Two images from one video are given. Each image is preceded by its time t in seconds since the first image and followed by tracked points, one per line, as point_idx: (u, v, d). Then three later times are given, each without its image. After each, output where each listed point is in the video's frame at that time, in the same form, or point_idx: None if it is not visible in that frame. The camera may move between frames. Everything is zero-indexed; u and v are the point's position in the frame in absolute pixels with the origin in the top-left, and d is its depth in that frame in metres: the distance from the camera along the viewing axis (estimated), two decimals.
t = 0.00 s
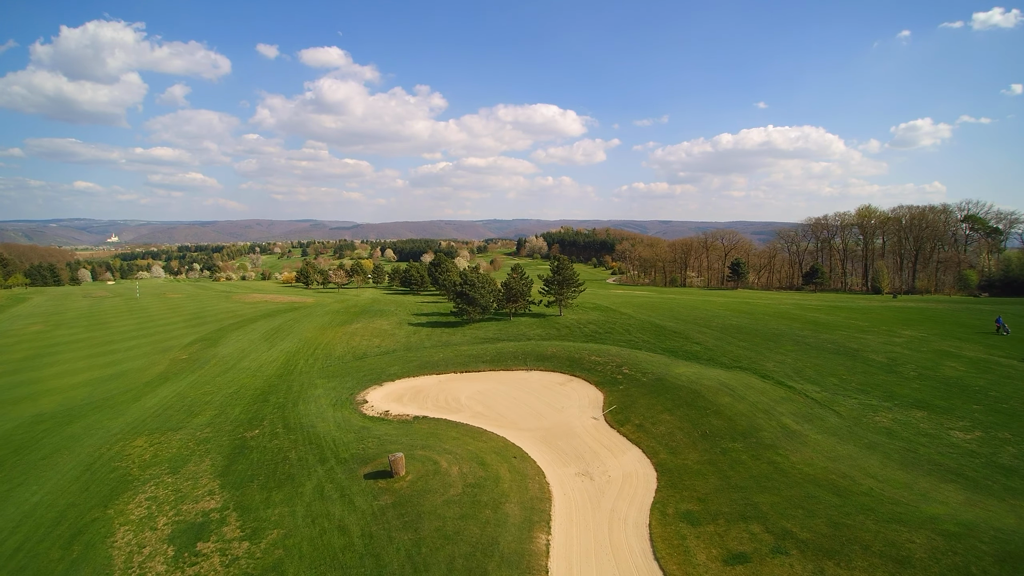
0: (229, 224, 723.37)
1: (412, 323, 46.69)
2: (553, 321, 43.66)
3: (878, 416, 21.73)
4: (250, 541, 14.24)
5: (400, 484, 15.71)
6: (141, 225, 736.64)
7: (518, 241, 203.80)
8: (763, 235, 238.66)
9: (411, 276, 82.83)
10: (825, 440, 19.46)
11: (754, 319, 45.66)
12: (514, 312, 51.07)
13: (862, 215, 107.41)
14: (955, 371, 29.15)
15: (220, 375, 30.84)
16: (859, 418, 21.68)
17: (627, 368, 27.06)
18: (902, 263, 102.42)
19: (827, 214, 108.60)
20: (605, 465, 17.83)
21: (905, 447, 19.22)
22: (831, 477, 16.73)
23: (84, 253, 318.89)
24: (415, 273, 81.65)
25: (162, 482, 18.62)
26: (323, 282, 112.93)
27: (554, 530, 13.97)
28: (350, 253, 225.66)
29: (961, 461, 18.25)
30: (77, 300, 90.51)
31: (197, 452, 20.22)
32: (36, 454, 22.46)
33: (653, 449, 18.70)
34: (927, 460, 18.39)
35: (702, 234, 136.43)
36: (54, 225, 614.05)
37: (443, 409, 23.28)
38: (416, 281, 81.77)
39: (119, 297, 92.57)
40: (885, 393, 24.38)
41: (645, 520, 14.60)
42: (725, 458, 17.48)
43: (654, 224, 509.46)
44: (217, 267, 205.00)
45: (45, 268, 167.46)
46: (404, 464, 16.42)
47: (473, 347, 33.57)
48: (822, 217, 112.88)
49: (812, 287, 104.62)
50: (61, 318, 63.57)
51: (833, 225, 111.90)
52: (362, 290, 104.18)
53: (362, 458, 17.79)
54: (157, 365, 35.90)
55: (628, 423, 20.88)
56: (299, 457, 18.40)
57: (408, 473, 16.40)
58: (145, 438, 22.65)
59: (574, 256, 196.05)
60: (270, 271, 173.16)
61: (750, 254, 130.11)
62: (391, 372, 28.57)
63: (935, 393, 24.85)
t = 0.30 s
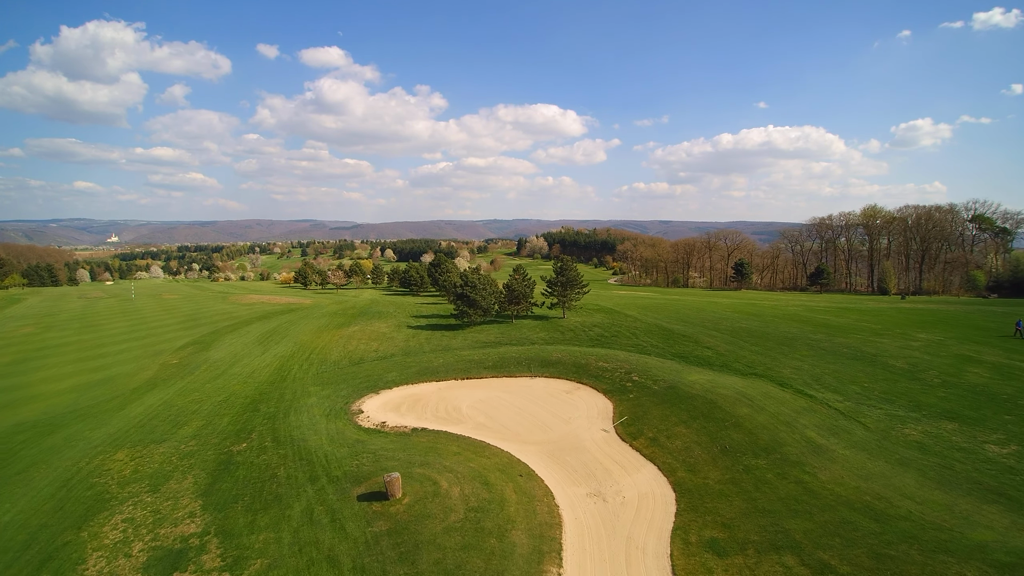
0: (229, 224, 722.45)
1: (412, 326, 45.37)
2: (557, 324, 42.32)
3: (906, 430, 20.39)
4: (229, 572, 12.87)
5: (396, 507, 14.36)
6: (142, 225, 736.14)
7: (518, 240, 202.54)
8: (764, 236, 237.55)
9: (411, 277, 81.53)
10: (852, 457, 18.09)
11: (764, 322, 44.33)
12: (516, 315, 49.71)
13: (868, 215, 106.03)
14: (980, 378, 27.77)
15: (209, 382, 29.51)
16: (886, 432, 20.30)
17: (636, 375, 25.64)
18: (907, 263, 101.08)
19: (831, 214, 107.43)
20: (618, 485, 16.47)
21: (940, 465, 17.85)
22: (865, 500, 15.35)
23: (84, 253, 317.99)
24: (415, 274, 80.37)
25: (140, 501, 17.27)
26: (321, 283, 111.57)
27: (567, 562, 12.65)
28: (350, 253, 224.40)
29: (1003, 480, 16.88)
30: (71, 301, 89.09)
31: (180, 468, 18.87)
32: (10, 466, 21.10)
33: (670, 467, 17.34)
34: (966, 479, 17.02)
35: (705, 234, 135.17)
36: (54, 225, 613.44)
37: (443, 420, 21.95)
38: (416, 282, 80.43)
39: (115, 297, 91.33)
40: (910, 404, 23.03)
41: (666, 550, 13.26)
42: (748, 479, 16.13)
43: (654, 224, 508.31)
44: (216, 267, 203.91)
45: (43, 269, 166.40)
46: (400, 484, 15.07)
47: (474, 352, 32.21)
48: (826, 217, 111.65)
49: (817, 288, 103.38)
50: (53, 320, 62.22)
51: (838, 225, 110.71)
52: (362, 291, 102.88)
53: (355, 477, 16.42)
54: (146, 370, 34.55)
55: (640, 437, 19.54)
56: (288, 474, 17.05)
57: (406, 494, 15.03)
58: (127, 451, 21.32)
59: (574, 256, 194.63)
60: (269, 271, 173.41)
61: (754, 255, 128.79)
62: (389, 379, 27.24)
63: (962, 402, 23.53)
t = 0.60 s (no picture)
0: (229, 224, 721.38)
1: (411, 330, 44.07)
2: (561, 327, 41.01)
3: (939, 445, 19.07)
4: None
5: (392, 536, 13.04)
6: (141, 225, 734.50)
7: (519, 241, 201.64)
8: (766, 236, 236.14)
9: (411, 278, 80.22)
10: (885, 475, 16.74)
11: (774, 325, 43.01)
12: (519, 318, 48.39)
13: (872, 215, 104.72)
14: (1007, 385, 26.42)
15: (199, 389, 28.19)
16: (917, 447, 18.95)
17: (646, 383, 24.29)
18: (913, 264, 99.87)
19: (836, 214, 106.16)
20: (634, 508, 15.15)
21: (980, 485, 16.52)
22: (906, 525, 14.00)
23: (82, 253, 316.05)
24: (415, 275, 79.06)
25: (117, 524, 15.90)
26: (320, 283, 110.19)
27: None
28: (350, 253, 223.06)
29: None
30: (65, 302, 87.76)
31: (161, 487, 17.55)
32: None
33: (690, 488, 16.02)
34: (1010, 501, 15.68)
35: (707, 234, 133.89)
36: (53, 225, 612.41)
37: (443, 432, 20.64)
38: (416, 283, 79.10)
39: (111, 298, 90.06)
40: (939, 415, 21.68)
41: None
42: (777, 503, 14.81)
43: (654, 224, 506.99)
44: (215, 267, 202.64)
45: (41, 269, 165.14)
46: (397, 510, 13.73)
47: (476, 358, 30.90)
48: (831, 217, 110.35)
49: (822, 289, 102.14)
50: (45, 322, 60.87)
51: (842, 226, 109.44)
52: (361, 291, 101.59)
53: (348, 499, 15.11)
54: (134, 376, 33.19)
55: (655, 452, 18.22)
56: (276, 495, 15.74)
57: (403, 520, 13.71)
58: (107, 466, 19.99)
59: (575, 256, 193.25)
60: (268, 272, 172.06)
61: (757, 255, 127.50)
62: (386, 387, 25.94)
63: (993, 413, 22.19)
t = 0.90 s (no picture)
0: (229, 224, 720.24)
1: (410, 333, 42.75)
2: (565, 331, 39.69)
3: (976, 461, 17.72)
4: None
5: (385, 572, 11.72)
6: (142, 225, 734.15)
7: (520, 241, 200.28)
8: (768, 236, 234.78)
9: (410, 279, 78.84)
10: (922, 497, 15.39)
11: (785, 328, 41.66)
12: (521, 322, 47.02)
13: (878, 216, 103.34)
14: None
15: (186, 398, 26.85)
16: (952, 464, 17.61)
17: (658, 392, 22.94)
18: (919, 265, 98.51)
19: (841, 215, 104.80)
20: (652, 536, 13.83)
21: None
22: (954, 556, 12.67)
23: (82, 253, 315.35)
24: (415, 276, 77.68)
25: (88, 552, 14.56)
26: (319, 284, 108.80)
27: None
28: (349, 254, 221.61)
29: None
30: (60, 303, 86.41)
31: (137, 510, 16.20)
32: None
33: (712, 512, 14.70)
34: None
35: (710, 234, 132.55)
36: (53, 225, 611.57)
37: (443, 447, 19.33)
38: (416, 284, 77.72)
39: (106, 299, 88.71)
40: (971, 428, 20.32)
41: None
42: (810, 532, 13.46)
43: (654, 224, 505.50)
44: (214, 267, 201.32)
45: (37, 269, 163.71)
46: (392, 542, 12.37)
47: (477, 364, 29.56)
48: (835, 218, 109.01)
49: (827, 290, 100.79)
50: (36, 324, 59.54)
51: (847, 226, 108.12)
52: (360, 292, 100.24)
53: (338, 526, 13.79)
54: (120, 382, 31.84)
55: (672, 471, 16.90)
56: (261, 521, 14.40)
57: (398, 551, 12.39)
58: (83, 483, 18.65)
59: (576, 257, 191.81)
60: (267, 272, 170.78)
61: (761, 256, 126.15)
62: (383, 396, 24.61)
63: None
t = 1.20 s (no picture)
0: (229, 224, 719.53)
1: (409, 337, 41.47)
2: (569, 335, 38.36)
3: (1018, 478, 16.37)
4: None
5: None
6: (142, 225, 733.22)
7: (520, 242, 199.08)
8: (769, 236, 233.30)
9: (410, 280, 77.55)
10: (966, 520, 14.07)
11: (796, 332, 40.35)
12: (524, 325, 45.73)
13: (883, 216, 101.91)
14: None
15: (173, 407, 25.56)
16: (993, 482, 16.27)
17: (671, 404, 21.61)
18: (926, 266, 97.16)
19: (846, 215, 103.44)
20: (674, 569, 12.55)
21: None
22: None
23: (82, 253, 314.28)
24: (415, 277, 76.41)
25: None
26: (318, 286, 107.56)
27: None
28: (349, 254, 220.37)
29: None
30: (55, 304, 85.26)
31: (110, 535, 14.87)
32: None
33: (739, 541, 13.40)
34: None
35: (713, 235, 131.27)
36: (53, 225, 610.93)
37: (444, 464, 18.06)
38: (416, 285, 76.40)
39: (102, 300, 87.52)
40: (1008, 441, 18.97)
41: None
42: (850, 565, 12.15)
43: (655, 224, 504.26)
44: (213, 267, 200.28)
45: (36, 270, 162.76)
46: None
47: (479, 371, 28.26)
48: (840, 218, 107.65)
49: (832, 291, 99.41)
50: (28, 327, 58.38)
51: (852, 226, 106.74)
52: (360, 294, 98.96)
53: (327, 558, 12.49)
54: (107, 390, 30.56)
55: (692, 493, 15.59)
56: (243, 552, 13.07)
57: None
58: (56, 503, 17.34)
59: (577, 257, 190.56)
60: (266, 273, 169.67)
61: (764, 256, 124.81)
62: (380, 407, 23.31)
63: None
